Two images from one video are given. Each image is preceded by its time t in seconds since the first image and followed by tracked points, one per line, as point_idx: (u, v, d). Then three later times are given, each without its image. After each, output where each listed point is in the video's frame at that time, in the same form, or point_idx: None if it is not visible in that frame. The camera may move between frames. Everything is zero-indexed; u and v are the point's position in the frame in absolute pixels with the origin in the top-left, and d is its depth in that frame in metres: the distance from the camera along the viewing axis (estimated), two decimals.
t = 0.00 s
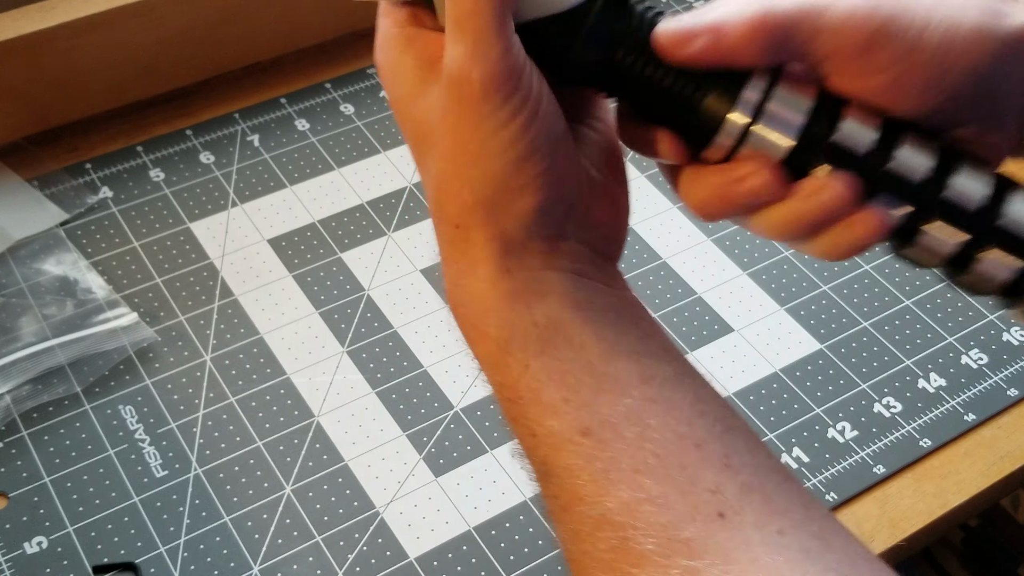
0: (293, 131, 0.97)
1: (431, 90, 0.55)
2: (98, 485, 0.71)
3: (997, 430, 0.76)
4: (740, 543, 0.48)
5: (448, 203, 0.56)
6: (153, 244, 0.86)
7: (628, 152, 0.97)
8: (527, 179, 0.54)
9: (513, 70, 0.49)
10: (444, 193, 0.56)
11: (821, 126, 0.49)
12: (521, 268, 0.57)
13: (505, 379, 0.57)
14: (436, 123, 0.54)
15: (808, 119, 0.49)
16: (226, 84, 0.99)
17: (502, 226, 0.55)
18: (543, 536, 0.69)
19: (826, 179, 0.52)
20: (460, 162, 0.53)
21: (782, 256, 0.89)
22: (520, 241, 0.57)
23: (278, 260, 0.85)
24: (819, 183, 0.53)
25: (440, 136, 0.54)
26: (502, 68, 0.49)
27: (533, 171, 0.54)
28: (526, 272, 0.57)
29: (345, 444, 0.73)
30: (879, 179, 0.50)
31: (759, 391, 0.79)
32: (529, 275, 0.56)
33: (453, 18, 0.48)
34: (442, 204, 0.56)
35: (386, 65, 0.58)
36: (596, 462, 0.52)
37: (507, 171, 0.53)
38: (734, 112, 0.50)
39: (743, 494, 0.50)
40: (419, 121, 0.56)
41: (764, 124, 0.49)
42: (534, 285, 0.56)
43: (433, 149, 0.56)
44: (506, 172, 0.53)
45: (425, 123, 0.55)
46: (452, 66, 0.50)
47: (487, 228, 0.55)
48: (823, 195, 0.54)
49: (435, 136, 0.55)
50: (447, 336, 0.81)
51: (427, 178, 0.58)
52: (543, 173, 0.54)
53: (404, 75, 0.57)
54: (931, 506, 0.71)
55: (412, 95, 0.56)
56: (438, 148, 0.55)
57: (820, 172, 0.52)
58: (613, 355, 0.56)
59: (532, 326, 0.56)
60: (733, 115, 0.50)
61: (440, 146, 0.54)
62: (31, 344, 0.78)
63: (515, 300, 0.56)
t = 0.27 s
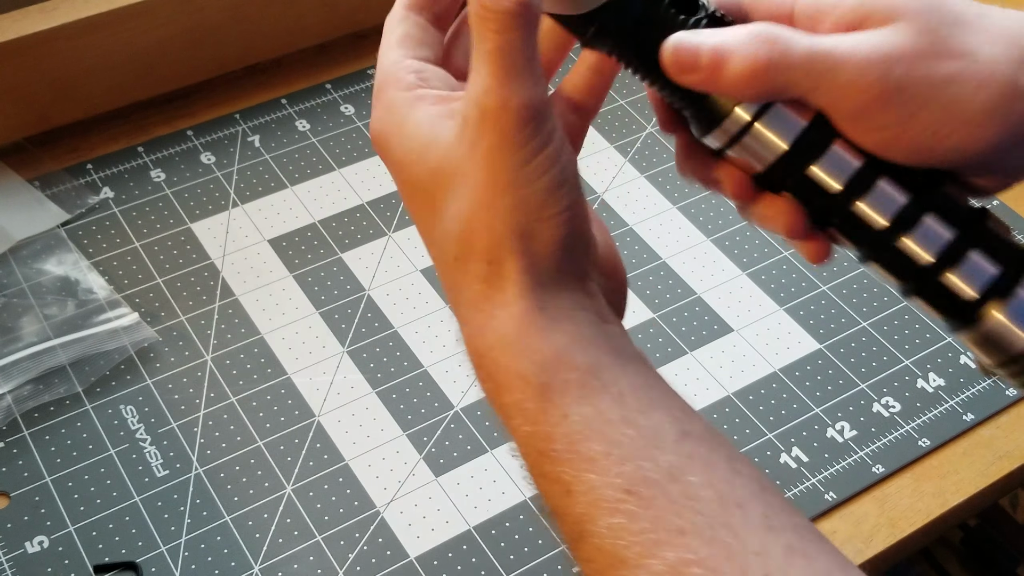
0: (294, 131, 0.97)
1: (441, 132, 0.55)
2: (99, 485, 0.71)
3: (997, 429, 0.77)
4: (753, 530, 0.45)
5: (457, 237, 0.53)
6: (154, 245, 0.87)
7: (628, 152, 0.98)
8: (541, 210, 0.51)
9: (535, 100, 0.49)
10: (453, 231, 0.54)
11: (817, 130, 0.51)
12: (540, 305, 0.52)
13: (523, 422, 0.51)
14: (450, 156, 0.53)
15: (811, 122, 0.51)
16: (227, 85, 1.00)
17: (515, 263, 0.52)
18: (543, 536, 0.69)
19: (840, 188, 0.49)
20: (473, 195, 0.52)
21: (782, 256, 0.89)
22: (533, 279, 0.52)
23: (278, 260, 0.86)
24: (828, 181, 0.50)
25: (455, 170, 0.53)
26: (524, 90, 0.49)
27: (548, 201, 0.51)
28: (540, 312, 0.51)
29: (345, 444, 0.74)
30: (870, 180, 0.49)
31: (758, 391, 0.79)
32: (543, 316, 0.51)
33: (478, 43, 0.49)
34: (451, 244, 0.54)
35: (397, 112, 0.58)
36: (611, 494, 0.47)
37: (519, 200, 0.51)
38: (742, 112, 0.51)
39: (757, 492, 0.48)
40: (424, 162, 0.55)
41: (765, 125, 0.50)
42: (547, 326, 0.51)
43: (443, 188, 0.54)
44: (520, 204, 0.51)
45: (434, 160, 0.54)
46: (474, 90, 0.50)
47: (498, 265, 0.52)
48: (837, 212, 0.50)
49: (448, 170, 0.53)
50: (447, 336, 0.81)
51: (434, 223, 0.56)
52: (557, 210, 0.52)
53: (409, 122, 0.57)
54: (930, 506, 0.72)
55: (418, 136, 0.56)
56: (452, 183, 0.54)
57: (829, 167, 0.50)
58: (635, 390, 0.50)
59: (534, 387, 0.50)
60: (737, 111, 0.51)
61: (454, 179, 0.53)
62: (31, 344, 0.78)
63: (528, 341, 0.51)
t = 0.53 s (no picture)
0: (294, 131, 0.97)
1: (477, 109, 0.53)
2: (99, 485, 0.71)
3: (997, 430, 0.76)
4: (765, 528, 0.45)
5: (490, 219, 0.52)
6: (153, 244, 0.87)
7: (628, 152, 0.97)
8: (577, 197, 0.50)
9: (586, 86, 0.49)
10: (485, 211, 0.52)
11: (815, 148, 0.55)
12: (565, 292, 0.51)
13: (540, 416, 0.50)
14: (489, 134, 0.52)
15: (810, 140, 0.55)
16: (227, 85, 1.00)
17: (545, 252, 0.51)
18: (543, 536, 0.69)
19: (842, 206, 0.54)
20: (510, 177, 0.51)
21: (782, 256, 0.89)
22: (563, 269, 0.51)
23: (278, 260, 0.85)
24: (833, 200, 0.54)
25: (494, 151, 0.51)
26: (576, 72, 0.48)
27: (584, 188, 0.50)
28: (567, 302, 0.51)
29: (345, 444, 0.73)
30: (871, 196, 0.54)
31: (758, 391, 0.79)
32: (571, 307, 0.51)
33: (530, 22, 0.48)
34: (483, 226, 0.52)
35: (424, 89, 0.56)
36: (626, 491, 0.47)
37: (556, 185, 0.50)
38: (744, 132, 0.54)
39: (775, 486, 0.47)
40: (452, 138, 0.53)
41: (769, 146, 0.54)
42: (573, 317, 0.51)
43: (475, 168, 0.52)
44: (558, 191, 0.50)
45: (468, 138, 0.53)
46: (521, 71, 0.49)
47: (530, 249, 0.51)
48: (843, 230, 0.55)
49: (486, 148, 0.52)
50: (447, 336, 0.81)
51: (458, 204, 0.54)
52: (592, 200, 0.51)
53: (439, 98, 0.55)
54: (930, 506, 0.71)
55: (449, 110, 0.54)
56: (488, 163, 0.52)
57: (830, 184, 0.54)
58: (652, 387, 0.50)
59: (551, 380, 0.50)
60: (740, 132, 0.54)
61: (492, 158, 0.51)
62: (31, 344, 0.78)
63: (554, 329, 0.50)
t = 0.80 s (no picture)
0: (294, 131, 0.97)
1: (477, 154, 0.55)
2: (98, 485, 0.71)
3: (997, 430, 0.76)
4: (765, 553, 0.45)
5: (489, 246, 0.52)
6: (153, 244, 0.87)
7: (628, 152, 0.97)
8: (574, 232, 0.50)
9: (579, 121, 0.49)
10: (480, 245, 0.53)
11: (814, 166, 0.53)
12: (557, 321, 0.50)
13: (540, 446, 0.50)
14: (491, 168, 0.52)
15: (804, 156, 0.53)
16: (227, 85, 1.00)
17: (542, 287, 0.51)
18: (543, 536, 0.69)
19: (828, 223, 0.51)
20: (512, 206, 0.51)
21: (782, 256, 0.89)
22: (558, 303, 0.51)
23: (278, 260, 0.85)
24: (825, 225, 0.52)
25: (488, 191, 0.52)
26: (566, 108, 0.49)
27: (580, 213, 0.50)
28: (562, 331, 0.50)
29: (345, 444, 0.73)
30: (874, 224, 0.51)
31: (758, 391, 0.79)
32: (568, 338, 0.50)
33: (519, 60, 0.49)
34: (479, 260, 0.52)
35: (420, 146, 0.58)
36: (628, 518, 0.47)
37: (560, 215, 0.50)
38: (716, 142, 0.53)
39: (774, 514, 0.47)
40: (455, 172, 0.54)
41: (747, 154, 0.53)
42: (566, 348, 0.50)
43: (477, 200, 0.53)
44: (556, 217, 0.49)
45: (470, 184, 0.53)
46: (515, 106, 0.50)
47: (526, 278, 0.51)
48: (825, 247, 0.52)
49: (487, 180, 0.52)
50: (447, 336, 0.81)
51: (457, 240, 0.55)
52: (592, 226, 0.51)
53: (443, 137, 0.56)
54: (930, 506, 0.71)
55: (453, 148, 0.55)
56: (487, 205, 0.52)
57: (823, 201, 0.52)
58: (652, 414, 0.50)
59: (549, 410, 0.50)
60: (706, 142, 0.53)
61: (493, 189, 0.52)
62: (31, 343, 0.78)
63: (552, 363, 0.50)
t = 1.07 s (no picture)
0: (294, 131, 0.97)
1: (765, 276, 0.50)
2: (98, 485, 0.71)
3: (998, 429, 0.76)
4: None
5: (591, 418, 0.48)
6: (153, 244, 0.87)
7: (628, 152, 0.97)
8: (687, 384, 0.44)
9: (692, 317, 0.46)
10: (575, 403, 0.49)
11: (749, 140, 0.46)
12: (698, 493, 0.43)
13: None
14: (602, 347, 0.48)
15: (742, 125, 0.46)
16: (227, 84, 1.00)
17: (649, 459, 0.44)
18: (543, 535, 0.69)
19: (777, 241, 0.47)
20: (604, 382, 0.47)
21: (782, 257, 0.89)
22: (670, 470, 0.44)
23: (278, 261, 0.86)
24: (774, 234, 0.47)
25: (602, 459, 0.47)
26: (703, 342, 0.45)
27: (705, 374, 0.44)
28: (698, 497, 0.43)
29: (345, 444, 0.74)
30: (813, 236, 0.46)
31: (758, 390, 0.79)
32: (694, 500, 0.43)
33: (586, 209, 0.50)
34: (578, 408, 0.49)
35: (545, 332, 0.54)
36: None
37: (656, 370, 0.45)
38: (669, 103, 0.46)
39: None
40: (554, 345, 0.50)
41: (731, 171, 0.46)
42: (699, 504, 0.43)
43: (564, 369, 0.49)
44: (682, 432, 0.43)
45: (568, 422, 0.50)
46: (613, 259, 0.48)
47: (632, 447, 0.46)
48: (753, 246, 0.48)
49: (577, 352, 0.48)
50: (447, 335, 0.81)
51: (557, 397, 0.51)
52: (718, 394, 0.44)
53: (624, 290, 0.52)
54: (930, 506, 0.72)
55: (578, 297, 0.51)
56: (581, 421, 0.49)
57: (762, 203, 0.46)
58: None
59: None
60: (662, 102, 0.46)
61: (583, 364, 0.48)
62: (31, 343, 0.78)
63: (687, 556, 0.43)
